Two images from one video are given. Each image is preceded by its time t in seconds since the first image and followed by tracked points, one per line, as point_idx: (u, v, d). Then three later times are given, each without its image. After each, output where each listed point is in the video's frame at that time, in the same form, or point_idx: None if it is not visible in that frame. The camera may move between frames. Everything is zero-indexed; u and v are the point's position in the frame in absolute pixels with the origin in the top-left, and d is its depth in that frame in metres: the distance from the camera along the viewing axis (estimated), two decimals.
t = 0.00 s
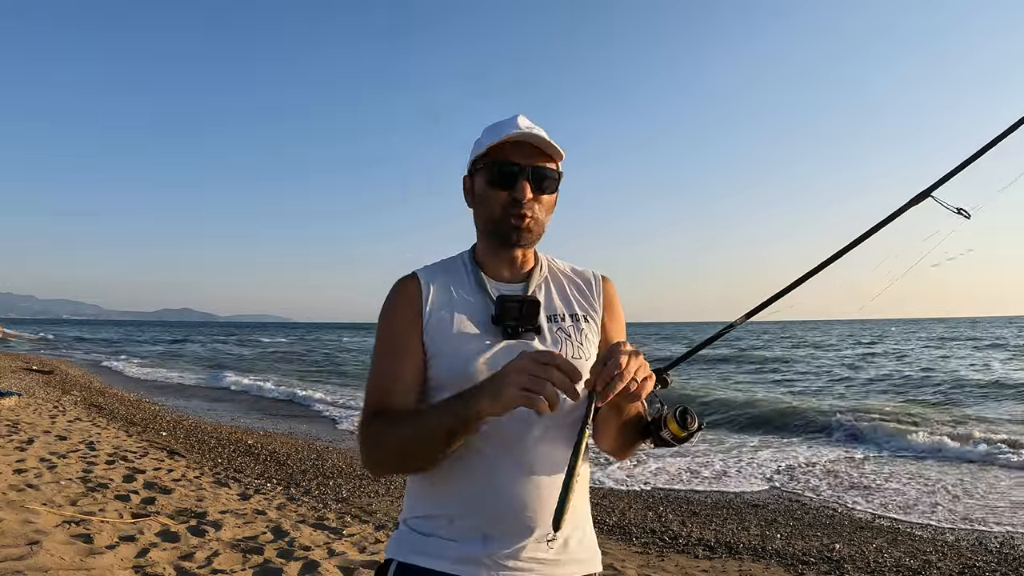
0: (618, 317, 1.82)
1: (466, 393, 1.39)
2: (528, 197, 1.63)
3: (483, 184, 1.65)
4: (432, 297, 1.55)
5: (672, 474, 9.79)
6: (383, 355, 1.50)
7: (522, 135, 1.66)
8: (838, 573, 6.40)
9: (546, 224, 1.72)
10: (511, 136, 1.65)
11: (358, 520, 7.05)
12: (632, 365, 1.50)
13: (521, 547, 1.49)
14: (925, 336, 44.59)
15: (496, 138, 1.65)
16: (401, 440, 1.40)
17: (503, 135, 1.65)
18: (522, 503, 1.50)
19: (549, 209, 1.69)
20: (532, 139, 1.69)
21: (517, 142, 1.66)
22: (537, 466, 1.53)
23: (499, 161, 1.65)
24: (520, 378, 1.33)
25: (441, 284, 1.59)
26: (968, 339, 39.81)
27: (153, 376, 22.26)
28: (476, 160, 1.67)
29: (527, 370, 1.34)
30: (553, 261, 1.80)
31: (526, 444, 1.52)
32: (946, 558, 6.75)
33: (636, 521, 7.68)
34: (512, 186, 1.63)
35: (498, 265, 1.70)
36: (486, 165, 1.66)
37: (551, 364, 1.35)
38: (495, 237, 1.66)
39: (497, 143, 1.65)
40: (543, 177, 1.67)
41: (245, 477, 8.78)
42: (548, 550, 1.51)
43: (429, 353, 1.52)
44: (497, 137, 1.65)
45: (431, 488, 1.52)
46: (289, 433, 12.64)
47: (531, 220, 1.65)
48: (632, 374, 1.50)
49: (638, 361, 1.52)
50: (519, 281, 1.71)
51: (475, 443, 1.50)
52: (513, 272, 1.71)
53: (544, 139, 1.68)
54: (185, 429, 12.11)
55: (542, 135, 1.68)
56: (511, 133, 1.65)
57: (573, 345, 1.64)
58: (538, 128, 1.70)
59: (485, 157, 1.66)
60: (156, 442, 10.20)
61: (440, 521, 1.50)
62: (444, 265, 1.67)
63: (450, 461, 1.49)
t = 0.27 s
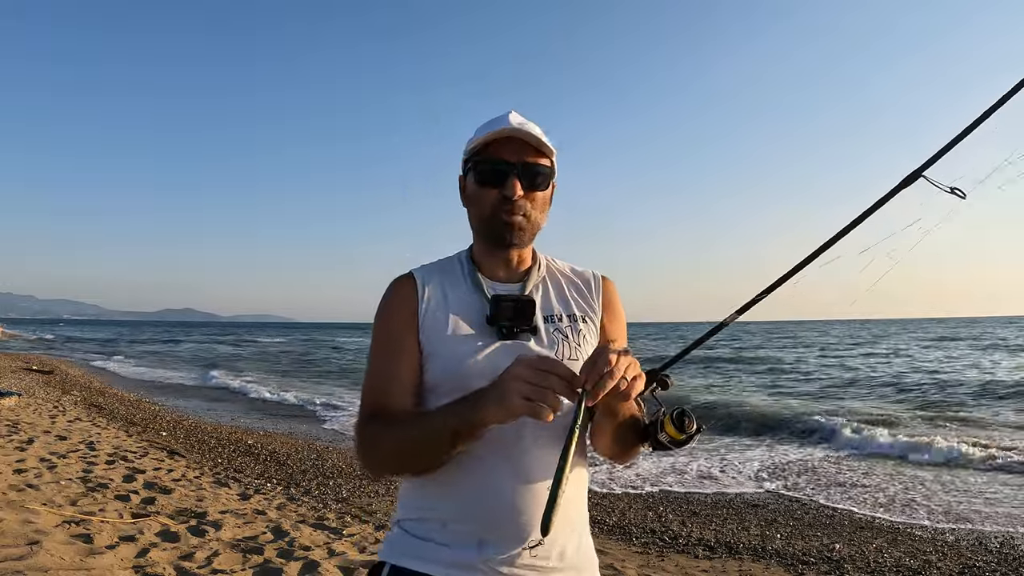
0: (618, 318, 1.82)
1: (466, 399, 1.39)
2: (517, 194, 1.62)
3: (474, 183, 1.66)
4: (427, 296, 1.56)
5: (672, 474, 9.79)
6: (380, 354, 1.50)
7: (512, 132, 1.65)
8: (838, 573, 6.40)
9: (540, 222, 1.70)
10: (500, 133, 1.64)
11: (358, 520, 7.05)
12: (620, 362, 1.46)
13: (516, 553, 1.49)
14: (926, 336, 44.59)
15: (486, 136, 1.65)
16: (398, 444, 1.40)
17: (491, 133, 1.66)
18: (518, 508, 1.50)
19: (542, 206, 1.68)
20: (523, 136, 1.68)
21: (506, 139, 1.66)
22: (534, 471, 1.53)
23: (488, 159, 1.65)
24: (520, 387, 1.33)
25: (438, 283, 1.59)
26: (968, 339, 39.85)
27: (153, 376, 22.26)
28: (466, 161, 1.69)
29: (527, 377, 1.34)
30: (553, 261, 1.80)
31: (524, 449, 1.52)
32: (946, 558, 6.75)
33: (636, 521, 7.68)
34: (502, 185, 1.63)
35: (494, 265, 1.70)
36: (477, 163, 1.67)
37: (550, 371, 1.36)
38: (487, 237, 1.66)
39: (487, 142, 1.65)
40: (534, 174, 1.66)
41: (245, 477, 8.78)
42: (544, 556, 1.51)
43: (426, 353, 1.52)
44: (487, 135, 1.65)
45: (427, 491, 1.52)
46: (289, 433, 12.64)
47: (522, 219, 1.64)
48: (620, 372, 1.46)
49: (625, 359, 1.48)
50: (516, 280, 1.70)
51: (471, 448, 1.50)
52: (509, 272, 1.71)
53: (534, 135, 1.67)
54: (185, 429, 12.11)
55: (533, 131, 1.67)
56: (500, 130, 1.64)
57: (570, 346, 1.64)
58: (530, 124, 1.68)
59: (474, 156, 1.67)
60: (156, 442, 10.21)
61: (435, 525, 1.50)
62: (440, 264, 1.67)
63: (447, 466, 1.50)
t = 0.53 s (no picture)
0: (619, 317, 1.82)
1: (467, 406, 1.40)
2: (504, 191, 1.62)
3: (463, 180, 1.66)
4: (423, 297, 1.55)
5: (672, 474, 9.78)
6: (376, 356, 1.50)
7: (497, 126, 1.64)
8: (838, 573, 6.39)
9: (533, 218, 1.70)
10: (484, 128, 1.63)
11: (358, 520, 7.05)
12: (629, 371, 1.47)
13: (516, 559, 1.49)
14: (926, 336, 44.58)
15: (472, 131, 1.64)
16: (396, 450, 1.40)
17: (476, 128, 1.64)
18: (518, 513, 1.50)
19: (531, 201, 1.67)
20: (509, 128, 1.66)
21: (493, 134, 1.65)
22: (534, 476, 1.53)
23: (474, 155, 1.65)
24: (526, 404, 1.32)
25: (434, 283, 1.58)
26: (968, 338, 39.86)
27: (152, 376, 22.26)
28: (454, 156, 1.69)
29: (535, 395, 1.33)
30: (550, 257, 1.80)
31: (524, 454, 1.52)
32: (946, 558, 6.75)
33: (636, 521, 7.68)
34: (489, 182, 1.63)
35: (490, 263, 1.70)
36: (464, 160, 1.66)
37: (557, 386, 1.34)
38: (478, 234, 1.67)
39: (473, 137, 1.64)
40: (521, 168, 1.65)
41: (244, 477, 8.78)
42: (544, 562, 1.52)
43: (423, 355, 1.52)
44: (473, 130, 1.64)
45: (425, 496, 1.52)
46: (289, 433, 12.64)
47: (510, 215, 1.64)
48: (629, 383, 1.48)
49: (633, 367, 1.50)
50: (514, 279, 1.70)
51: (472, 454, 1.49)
52: (506, 271, 1.71)
53: (520, 129, 1.64)
54: (185, 429, 12.11)
55: (522, 125, 1.65)
56: (485, 126, 1.63)
57: (570, 348, 1.64)
58: (520, 118, 1.66)
59: (461, 151, 1.67)
60: (156, 442, 10.21)
61: (435, 530, 1.50)
62: (435, 262, 1.67)
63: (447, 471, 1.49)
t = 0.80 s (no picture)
0: (625, 317, 1.82)
1: (472, 411, 1.40)
2: (464, 182, 1.61)
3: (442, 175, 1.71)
4: (426, 296, 1.55)
5: (672, 474, 9.78)
6: (378, 356, 1.49)
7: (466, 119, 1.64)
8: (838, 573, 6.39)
9: (511, 209, 1.64)
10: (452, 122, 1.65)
11: (358, 520, 7.05)
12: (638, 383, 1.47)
13: (517, 561, 1.49)
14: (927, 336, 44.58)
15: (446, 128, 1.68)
16: (398, 453, 1.40)
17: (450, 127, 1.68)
18: (519, 517, 1.50)
19: (499, 191, 1.61)
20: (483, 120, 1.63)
21: (464, 130, 1.66)
22: (535, 480, 1.53)
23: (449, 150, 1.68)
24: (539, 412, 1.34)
25: (436, 282, 1.58)
26: (968, 338, 39.86)
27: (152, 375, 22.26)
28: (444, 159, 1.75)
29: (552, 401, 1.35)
30: (556, 255, 1.80)
31: (526, 458, 1.52)
32: (946, 558, 6.75)
33: (636, 521, 7.68)
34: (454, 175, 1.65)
35: (487, 260, 1.70)
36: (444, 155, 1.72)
37: (564, 392, 1.37)
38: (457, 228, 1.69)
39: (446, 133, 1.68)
40: (485, 159, 1.61)
41: (244, 477, 8.78)
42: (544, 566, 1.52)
43: (426, 356, 1.52)
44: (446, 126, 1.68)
45: (427, 498, 1.52)
46: (290, 433, 12.64)
47: (472, 206, 1.62)
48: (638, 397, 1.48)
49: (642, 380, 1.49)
50: (516, 279, 1.71)
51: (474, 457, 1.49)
52: (505, 269, 1.71)
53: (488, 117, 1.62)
54: (185, 429, 12.11)
55: (490, 117, 1.63)
56: (453, 122, 1.65)
57: (575, 351, 1.64)
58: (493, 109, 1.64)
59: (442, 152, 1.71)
60: (156, 442, 10.21)
61: (435, 532, 1.50)
62: (439, 258, 1.67)
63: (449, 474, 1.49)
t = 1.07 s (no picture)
0: (631, 318, 1.81)
1: (477, 411, 1.40)
2: (468, 183, 1.61)
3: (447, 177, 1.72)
4: (433, 295, 1.55)
5: (672, 474, 9.78)
6: (383, 356, 1.49)
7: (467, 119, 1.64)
8: (838, 573, 6.39)
9: (515, 208, 1.63)
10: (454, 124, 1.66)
11: (358, 520, 7.05)
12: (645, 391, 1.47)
13: (518, 562, 1.50)
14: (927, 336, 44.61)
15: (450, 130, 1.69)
16: (403, 453, 1.41)
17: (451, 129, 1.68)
18: (522, 518, 1.50)
19: (506, 193, 1.60)
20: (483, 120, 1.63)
21: (464, 130, 1.66)
22: (539, 481, 1.53)
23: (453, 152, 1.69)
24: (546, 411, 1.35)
25: (443, 281, 1.57)
26: (968, 338, 39.88)
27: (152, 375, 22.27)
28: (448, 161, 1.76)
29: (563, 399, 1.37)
30: (565, 255, 1.80)
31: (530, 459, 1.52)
32: (946, 558, 6.75)
33: (636, 521, 7.68)
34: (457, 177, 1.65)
35: (495, 260, 1.70)
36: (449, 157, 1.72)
37: (569, 393, 1.39)
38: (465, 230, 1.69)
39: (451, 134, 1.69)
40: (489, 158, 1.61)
41: (244, 477, 8.78)
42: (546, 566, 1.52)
43: (432, 355, 1.52)
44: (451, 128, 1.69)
45: (430, 498, 1.52)
46: (289, 433, 12.64)
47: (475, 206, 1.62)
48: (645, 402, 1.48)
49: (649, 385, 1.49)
50: (523, 278, 1.71)
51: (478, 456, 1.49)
52: (513, 269, 1.72)
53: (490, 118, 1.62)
54: (185, 429, 12.11)
55: (491, 117, 1.63)
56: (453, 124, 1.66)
57: (581, 352, 1.64)
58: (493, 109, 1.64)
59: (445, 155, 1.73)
60: (156, 442, 10.21)
61: (437, 532, 1.50)
62: (446, 257, 1.68)
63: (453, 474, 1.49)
